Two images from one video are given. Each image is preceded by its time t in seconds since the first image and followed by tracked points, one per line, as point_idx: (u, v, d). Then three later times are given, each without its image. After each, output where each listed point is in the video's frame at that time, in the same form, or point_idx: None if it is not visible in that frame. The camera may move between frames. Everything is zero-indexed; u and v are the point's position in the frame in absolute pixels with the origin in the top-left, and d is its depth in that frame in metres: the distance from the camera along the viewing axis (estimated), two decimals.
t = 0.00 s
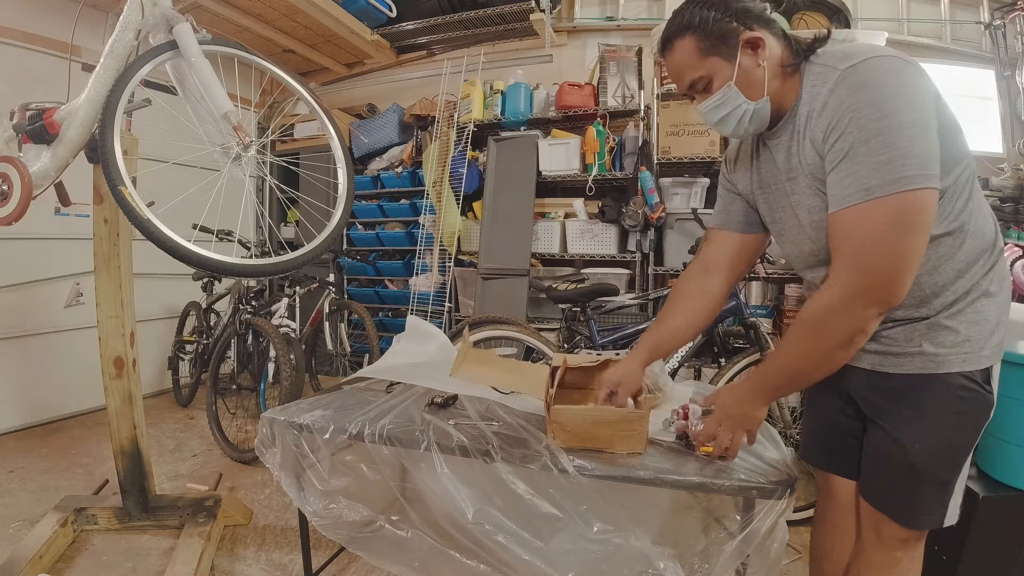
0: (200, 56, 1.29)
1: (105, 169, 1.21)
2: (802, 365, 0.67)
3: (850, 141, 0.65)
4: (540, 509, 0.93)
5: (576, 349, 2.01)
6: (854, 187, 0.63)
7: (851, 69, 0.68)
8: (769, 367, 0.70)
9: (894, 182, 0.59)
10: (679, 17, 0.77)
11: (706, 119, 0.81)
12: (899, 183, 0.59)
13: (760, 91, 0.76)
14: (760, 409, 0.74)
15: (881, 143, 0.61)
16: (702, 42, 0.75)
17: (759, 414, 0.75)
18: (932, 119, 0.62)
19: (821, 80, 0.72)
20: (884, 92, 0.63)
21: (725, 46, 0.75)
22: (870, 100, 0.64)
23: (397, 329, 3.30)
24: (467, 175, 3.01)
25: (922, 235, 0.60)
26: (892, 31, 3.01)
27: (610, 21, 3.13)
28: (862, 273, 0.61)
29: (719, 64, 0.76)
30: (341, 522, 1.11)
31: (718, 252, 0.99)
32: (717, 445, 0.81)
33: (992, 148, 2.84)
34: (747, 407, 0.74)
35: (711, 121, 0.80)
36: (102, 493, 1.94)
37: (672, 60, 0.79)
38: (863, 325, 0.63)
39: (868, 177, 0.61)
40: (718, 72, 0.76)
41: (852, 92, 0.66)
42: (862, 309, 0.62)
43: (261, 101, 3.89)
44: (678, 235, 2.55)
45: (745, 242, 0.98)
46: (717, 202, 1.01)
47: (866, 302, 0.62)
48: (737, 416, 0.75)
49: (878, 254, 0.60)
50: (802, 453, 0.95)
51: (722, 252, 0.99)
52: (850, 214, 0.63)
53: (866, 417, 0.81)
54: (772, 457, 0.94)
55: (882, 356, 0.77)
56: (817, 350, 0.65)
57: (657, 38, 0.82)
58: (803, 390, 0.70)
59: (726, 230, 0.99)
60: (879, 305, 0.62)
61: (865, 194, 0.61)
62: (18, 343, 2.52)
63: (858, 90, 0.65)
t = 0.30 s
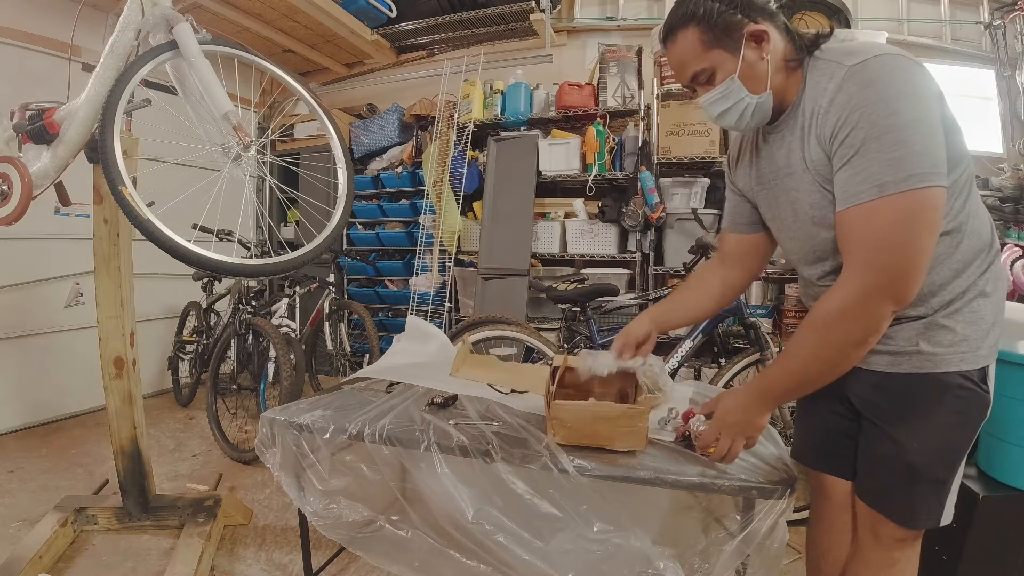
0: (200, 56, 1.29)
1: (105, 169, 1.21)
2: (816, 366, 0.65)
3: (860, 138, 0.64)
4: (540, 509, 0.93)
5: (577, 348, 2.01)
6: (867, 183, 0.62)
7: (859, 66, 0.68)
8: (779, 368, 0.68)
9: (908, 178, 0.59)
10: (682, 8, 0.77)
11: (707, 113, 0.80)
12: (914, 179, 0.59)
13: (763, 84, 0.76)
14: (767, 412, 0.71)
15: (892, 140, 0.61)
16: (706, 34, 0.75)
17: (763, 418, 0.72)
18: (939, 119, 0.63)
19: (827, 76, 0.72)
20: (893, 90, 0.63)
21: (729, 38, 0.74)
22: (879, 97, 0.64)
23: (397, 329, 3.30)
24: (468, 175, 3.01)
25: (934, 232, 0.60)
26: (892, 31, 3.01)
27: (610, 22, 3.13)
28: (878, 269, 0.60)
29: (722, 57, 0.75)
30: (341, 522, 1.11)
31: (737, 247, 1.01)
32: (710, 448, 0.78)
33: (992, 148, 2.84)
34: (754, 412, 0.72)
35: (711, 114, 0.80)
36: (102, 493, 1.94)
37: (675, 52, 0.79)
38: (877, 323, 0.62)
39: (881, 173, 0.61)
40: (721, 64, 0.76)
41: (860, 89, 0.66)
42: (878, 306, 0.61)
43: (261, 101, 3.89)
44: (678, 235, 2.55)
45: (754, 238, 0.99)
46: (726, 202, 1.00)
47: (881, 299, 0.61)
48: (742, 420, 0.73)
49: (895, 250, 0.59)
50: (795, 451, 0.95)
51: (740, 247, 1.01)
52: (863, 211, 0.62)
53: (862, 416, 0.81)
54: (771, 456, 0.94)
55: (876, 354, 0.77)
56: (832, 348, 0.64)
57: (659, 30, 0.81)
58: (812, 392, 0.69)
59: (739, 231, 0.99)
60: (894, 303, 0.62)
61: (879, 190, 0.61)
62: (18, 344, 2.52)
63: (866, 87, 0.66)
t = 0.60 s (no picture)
0: (200, 56, 1.29)
1: (105, 169, 1.21)
2: (815, 365, 0.65)
3: (855, 136, 0.64)
4: (539, 509, 0.93)
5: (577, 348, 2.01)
6: (862, 181, 0.62)
7: (853, 65, 0.68)
8: (779, 369, 0.68)
9: (902, 175, 0.59)
10: (678, 9, 0.77)
11: (705, 111, 0.81)
12: (909, 176, 0.59)
13: (758, 84, 0.76)
14: (767, 413, 0.71)
15: (887, 137, 0.61)
16: (702, 35, 0.75)
17: (765, 419, 0.72)
18: (932, 116, 0.63)
19: (821, 75, 0.72)
20: (886, 88, 0.63)
21: (724, 38, 0.74)
22: (872, 95, 0.64)
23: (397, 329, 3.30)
24: (467, 175, 3.01)
25: (930, 228, 0.60)
26: (892, 31, 3.01)
27: (610, 22, 3.13)
28: (874, 267, 0.60)
29: (718, 57, 0.76)
30: (340, 522, 1.11)
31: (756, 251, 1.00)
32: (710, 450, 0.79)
33: (992, 148, 2.84)
34: (754, 413, 0.72)
35: (710, 112, 0.80)
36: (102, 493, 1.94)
37: (672, 51, 0.79)
38: (875, 321, 0.62)
39: (876, 170, 0.61)
40: (716, 65, 0.76)
41: (853, 88, 0.66)
42: (876, 304, 0.61)
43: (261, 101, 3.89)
44: (678, 235, 2.55)
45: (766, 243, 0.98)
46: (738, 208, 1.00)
47: (879, 297, 0.61)
48: (742, 422, 0.73)
49: (891, 247, 0.59)
50: (794, 451, 0.95)
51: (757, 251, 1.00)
52: (857, 209, 0.62)
53: (858, 415, 0.81)
54: (771, 456, 0.94)
55: (872, 353, 0.77)
56: (831, 348, 0.64)
57: (657, 30, 0.82)
58: (812, 393, 0.69)
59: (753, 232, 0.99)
60: (891, 300, 0.62)
61: (874, 187, 0.61)
62: (18, 344, 2.52)
63: (860, 85, 0.66)
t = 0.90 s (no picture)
0: (200, 56, 1.29)
1: (105, 169, 1.21)
2: (819, 364, 0.65)
3: (852, 134, 0.64)
4: (539, 509, 0.93)
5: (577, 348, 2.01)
6: (860, 178, 0.62)
7: (847, 64, 0.69)
8: (781, 369, 0.68)
9: (899, 171, 0.59)
10: (673, 15, 0.77)
11: (703, 114, 0.81)
12: (906, 171, 0.59)
13: (754, 87, 0.76)
14: (772, 414, 0.71)
15: (883, 134, 0.61)
16: (697, 41, 0.75)
17: (770, 420, 0.72)
18: (929, 112, 0.63)
19: (817, 76, 0.72)
20: (882, 85, 0.63)
21: (719, 44, 0.74)
22: (868, 94, 0.64)
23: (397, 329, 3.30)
24: (467, 175, 3.01)
25: (928, 223, 0.59)
26: (892, 31, 3.01)
27: (610, 22, 3.13)
28: (873, 264, 0.60)
29: (713, 62, 0.76)
30: (340, 522, 1.11)
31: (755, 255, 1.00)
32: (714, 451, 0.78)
33: (992, 148, 2.84)
34: (758, 414, 0.72)
35: (707, 116, 0.80)
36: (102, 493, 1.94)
37: (668, 57, 0.79)
38: (877, 319, 0.62)
39: (873, 167, 0.61)
40: (712, 69, 0.76)
41: (849, 87, 0.67)
42: (876, 301, 0.61)
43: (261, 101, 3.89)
44: (679, 235, 2.55)
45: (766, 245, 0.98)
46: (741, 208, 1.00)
47: (879, 294, 0.61)
48: (746, 423, 0.72)
49: (889, 244, 0.59)
50: (794, 451, 0.95)
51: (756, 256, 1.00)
52: (855, 207, 0.63)
53: (858, 416, 0.81)
54: (771, 456, 0.94)
55: (872, 352, 0.77)
56: (833, 346, 0.64)
57: (654, 35, 0.82)
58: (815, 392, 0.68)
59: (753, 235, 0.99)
60: (892, 297, 0.62)
61: (871, 184, 0.61)
62: (18, 344, 2.51)
63: (855, 83, 0.66)
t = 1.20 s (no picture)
0: (200, 56, 1.29)
1: (105, 169, 1.21)
2: (822, 362, 0.65)
3: (858, 133, 0.65)
4: (539, 509, 0.93)
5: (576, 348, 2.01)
6: (866, 177, 0.62)
7: (853, 64, 0.69)
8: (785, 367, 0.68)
9: (905, 170, 0.59)
10: (678, 14, 0.77)
11: (704, 114, 0.81)
12: (912, 170, 0.59)
13: (757, 87, 0.76)
14: (773, 412, 0.71)
15: (889, 133, 0.61)
16: (701, 41, 0.75)
17: (771, 418, 0.72)
18: (934, 112, 0.63)
19: (823, 75, 0.73)
20: (888, 85, 0.64)
21: (723, 43, 0.74)
22: (875, 93, 0.64)
23: (397, 329, 3.30)
24: (467, 175, 3.01)
25: (934, 222, 0.60)
26: (892, 31, 3.01)
27: (610, 22, 3.13)
28: (879, 261, 0.60)
29: (716, 62, 0.76)
30: (340, 522, 1.11)
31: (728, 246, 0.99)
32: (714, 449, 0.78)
33: (992, 148, 2.84)
34: (760, 412, 0.72)
35: (709, 116, 0.81)
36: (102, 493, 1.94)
37: (672, 56, 0.79)
38: (882, 316, 0.62)
39: (879, 165, 0.61)
40: (716, 69, 0.76)
41: (855, 86, 0.67)
42: (881, 299, 0.61)
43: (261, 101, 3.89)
44: (678, 235, 2.55)
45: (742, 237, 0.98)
46: (722, 201, 1.00)
47: (884, 292, 0.61)
48: (748, 420, 0.72)
49: (895, 241, 0.59)
50: (794, 451, 0.95)
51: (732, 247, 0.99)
52: (861, 205, 0.62)
53: (859, 415, 0.81)
54: (771, 455, 0.94)
55: (872, 352, 0.77)
56: (836, 344, 0.64)
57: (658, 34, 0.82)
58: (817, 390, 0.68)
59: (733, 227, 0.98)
60: (897, 295, 0.62)
61: (877, 182, 0.61)
62: (18, 344, 2.51)
63: (861, 83, 0.66)
